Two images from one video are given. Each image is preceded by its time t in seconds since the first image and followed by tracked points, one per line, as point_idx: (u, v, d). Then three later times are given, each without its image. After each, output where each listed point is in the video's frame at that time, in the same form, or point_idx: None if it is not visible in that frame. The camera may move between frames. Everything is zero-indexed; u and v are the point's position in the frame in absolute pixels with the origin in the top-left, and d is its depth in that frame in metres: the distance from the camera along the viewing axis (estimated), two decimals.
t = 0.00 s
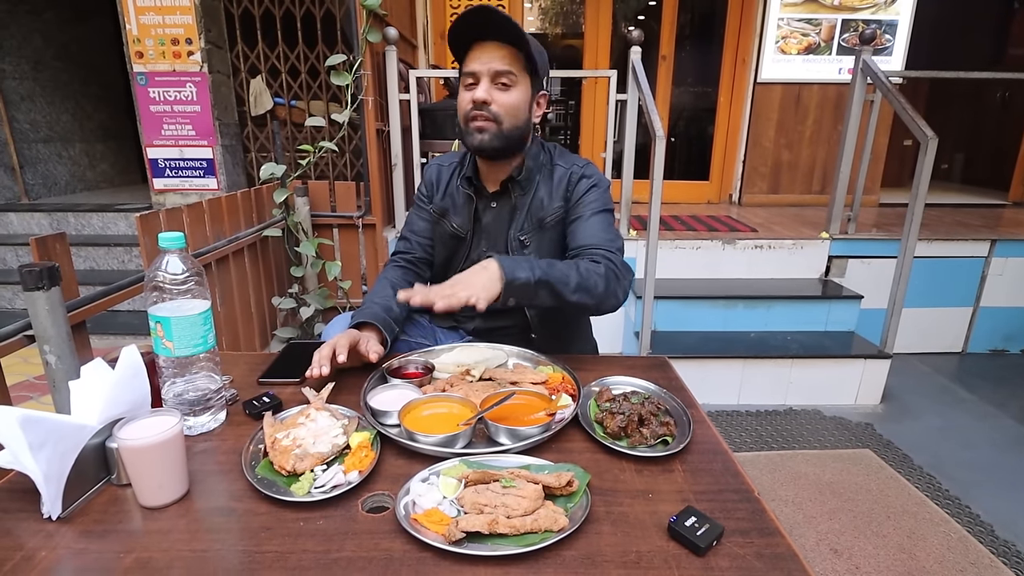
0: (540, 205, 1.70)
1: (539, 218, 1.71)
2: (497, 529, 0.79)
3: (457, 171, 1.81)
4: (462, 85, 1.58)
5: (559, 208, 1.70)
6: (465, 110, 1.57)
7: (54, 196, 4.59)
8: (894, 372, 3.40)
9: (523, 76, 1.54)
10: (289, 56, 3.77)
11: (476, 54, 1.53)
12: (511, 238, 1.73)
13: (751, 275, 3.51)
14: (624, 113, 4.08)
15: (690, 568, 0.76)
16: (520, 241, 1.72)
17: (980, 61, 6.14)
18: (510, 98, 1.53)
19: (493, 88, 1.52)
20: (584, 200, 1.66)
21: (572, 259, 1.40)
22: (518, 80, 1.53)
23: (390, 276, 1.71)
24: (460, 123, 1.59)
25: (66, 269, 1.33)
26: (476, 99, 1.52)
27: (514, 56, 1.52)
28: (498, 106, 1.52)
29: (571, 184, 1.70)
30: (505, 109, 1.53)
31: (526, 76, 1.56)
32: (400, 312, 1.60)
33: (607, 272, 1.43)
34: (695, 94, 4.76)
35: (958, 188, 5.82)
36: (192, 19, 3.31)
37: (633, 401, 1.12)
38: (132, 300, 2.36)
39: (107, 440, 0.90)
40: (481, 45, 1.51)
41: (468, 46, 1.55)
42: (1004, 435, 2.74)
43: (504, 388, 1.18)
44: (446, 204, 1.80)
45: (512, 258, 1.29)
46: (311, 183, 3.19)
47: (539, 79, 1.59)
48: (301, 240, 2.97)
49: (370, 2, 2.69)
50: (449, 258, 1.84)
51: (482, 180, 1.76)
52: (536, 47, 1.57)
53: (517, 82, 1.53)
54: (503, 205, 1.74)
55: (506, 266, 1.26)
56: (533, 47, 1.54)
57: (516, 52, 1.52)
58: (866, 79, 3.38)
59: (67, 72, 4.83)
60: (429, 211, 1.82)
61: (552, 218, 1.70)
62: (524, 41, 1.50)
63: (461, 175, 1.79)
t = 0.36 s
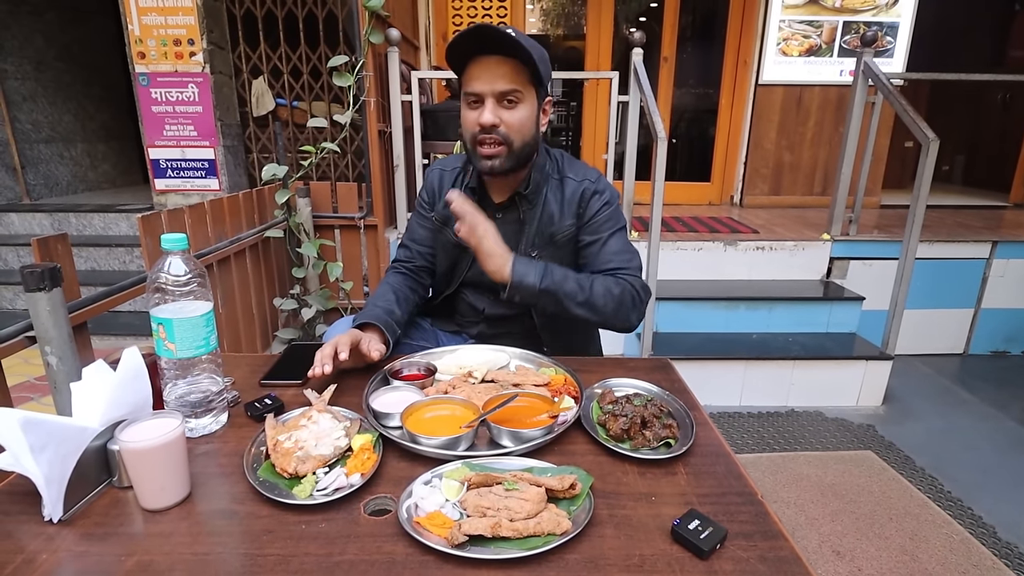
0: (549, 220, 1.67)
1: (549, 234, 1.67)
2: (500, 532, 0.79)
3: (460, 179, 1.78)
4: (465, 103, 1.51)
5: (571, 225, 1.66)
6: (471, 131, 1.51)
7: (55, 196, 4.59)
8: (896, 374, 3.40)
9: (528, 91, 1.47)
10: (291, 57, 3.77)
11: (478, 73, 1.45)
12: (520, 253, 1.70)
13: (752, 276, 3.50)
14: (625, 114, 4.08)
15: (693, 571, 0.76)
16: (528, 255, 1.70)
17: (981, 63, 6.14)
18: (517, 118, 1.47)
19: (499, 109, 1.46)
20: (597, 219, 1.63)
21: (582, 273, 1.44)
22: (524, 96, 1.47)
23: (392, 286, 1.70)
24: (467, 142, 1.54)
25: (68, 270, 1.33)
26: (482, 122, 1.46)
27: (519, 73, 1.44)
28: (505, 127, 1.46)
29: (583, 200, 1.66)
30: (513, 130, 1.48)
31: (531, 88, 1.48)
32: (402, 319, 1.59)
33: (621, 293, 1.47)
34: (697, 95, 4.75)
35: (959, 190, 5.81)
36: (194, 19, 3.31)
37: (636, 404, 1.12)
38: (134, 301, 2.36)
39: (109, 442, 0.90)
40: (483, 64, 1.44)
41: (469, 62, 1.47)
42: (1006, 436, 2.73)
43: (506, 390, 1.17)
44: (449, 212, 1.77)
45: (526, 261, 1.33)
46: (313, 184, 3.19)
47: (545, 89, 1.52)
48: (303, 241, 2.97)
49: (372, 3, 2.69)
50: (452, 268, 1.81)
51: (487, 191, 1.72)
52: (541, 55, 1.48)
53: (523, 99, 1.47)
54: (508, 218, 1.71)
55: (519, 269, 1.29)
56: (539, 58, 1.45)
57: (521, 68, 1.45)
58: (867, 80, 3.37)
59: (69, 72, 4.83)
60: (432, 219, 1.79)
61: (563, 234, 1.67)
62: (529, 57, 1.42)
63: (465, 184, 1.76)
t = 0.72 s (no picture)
0: (545, 237, 1.65)
1: (544, 252, 1.67)
2: (494, 535, 0.79)
3: (461, 186, 1.77)
4: (459, 123, 1.48)
5: (566, 243, 1.64)
6: (464, 154, 1.50)
7: (50, 197, 4.57)
8: (891, 376, 3.41)
9: (525, 117, 1.42)
10: (287, 58, 3.77)
11: (472, 98, 1.40)
12: (514, 269, 1.71)
13: (749, 278, 3.51)
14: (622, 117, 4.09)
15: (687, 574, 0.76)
16: (522, 271, 1.71)
17: (976, 68, 6.19)
18: (511, 145, 1.44)
19: (492, 136, 1.43)
20: (591, 238, 1.60)
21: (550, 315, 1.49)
22: (519, 122, 1.42)
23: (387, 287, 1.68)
24: (461, 163, 1.53)
25: (61, 272, 1.33)
26: (474, 150, 1.44)
27: (514, 101, 1.38)
28: (498, 156, 1.45)
29: (579, 218, 1.63)
30: (506, 158, 1.45)
31: (529, 113, 1.43)
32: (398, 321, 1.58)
33: (589, 330, 1.40)
34: (694, 98, 4.77)
35: (954, 193, 5.84)
36: (190, 20, 3.30)
37: (631, 406, 1.12)
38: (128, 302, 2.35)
39: (101, 446, 0.89)
40: (476, 90, 1.38)
41: (464, 83, 1.42)
42: (1000, 439, 2.74)
43: (502, 393, 1.17)
44: (448, 218, 1.77)
45: (490, 319, 1.49)
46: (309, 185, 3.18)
47: (545, 109, 1.45)
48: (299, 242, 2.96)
49: (369, 5, 2.69)
50: (449, 274, 1.85)
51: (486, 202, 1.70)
52: (541, 77, 1.40)
53: (519, 126, 1.43)
54: (506, 231, 1.70)
55: (477, 326, 1.47)
56: (536, 84, 1.38)
57: (517, 94, 1.38)
58: (863, 84, 3.39)
59: (64, 73, 4.81)
60: (431, 223, 1.79)
61: (557, 253, 1.66)
62: (524, 87, 1.35)
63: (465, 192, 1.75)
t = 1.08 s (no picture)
0: (546, 240, 1.65)
1: (544, 255, 1.67)
2: (492, 533, 0.79)
3: (458, 191, 1.77)
4: (460, 131, 1.47)
5: (566, 247, 1.65)
6: (464, 163, 1.49)
7: (49, 196, 4.58)
8: (890, 375, 3.41)
9: (526, 126, 1.42)
10: (287, 57, 3.77)
11: (472, 107, 1.40)
12: (515, 274, 1.72)
13: (748, 277, 3.51)
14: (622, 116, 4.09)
15: (685, 572, 0.76)
16: (522, 276, 1.71)
17: (977, 66, 6.18)
18: (511, 155, 1.44)
19: (493, 146, 1.43)
20: (592, 240, 1.60)
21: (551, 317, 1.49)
22: (521, 132, 1.42)
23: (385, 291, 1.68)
24: (461, 170, 1.52)
25: (61, 270, 1.33)
26: (474, 159, 1.44)
27: (516, 111, 1.38)
28: (498, 165, 1.45)
29: (579, 220, 1.63)
30: (507, 167, 1.46)
31: (531, 124, 1.43)
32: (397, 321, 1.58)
33: (589, 334, 1.39)
34: (694, 97, 4.76)
35: (954, 192, 5.84)
36: (189, 19, 3.30)
37: (629, 404, 1.12)
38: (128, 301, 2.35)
39: (100, 444, 0.89)
40: (477, 99, 1.38)
41: (465, 92, 1.41)
42: (999, 438, 2.74)
43: (500, 391, 1.17)
44: (445, 222, 1.77)
45: (490, 320, 1.50)
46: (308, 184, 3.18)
47: (547, 119, 1.45)
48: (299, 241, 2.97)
49: (368, 3, 2.68)
50: (447, 278, 1.85)
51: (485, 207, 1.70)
52: (543, 87, 1.40)
53: (520, 135, 1.43)
54: (505, 236, 1.70)
55: (478, 327, 1.47)
56: (538, 94, 1.38)
57: (519, 105, 1.38)
58: (863, 82, 3.38)
59: (64, 71, 4.81)
60: (428, 228, 1.79)
61: (557, 256, 1.66)
62: (526, 98, 1.35)
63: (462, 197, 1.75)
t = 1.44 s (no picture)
0: (544, 237, 1.65)
1: (542, 252, 1.67)
2: (493, 531, 0.79)
3: (456, 187, 1.77)
4: (459, 120, 1.47)
5: (564, 244, 1.64)
6: (464, 152, 1.49)
7: (50, 193, 4.57)
8: (890, 373, 3.41)
9: (525, 115, 1.42)
10: (287, 54, 3.76)
11: (471, 95, 1.39)
12: (513, 271, 1.71)
13: (749, 275, 3.51)
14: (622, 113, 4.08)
15: (686, 570, 0.76)
16: (521, 272, 1.71)
17: (977, 64, 6.17)
18: (511, 143, 1.44)
19: (492, 134, 1.42)
20: (590, 237, 1.60)
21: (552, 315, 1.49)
22: (520, 120, 1.42)
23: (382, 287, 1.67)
24: (460, 160, 1.52)
25: (61, 268, 1.33)
26: (474, 147, 1.43)
27: (514, 99, 1.38)
28: (498, 153, 1.44)
29: (577, 217, 1.63)
30: (506, 156, 1.45)
31: (530, 111, 1.42)
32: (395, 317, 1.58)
33: (589, 332, 1.39)
34: (694, 94, 4.75)
35: (955, 190, 5.82)
36: (189, 16, 3.29)
37: (630, 402, 1.11)
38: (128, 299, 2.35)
39: (100, 441, 0.89)
40: (476, 87, 1.37)
41: (463, 80, 1.41)
42: (1000, 436, 2.74)
43: (500, 389, 1.17)
44: (443, 219, 1.77)
45: (491, 317, 1.49)
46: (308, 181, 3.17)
47: (545, 107, 1.45)
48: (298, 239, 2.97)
49: None
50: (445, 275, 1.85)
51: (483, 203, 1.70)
52: (541, 75, 1.39)
53: (519, 124, 1.42)
54: (504, 232, 1.70)
55: (478, 324, 1.47)
56: (536, 82, 1.37)
57: (517, 92, 1.38)
58: (864, 80, 3.37)
59: (63, 69, 4.80)
60: (427, 224, 1.79)
61: (556, 254, 1.66)
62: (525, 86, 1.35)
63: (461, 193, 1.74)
